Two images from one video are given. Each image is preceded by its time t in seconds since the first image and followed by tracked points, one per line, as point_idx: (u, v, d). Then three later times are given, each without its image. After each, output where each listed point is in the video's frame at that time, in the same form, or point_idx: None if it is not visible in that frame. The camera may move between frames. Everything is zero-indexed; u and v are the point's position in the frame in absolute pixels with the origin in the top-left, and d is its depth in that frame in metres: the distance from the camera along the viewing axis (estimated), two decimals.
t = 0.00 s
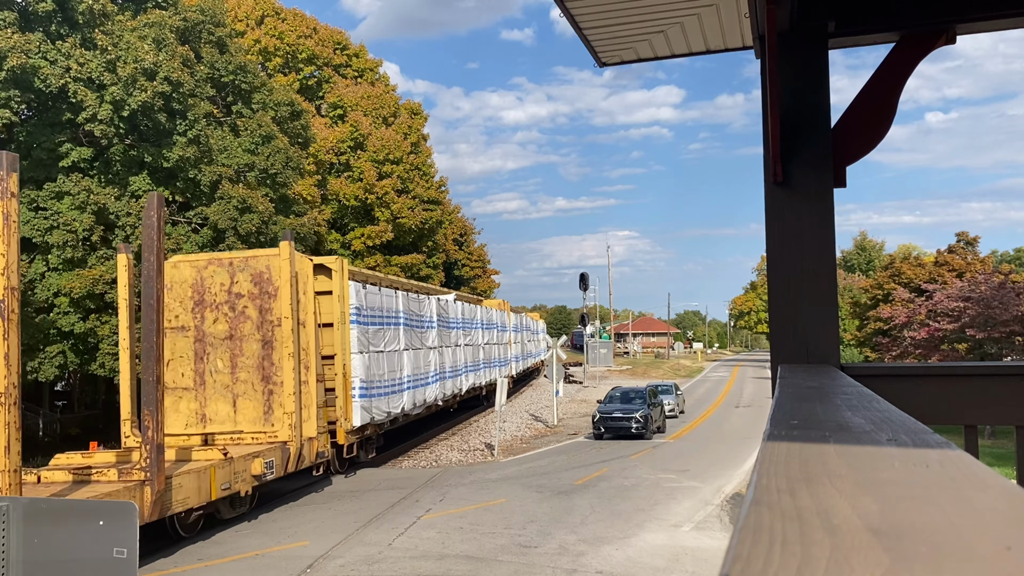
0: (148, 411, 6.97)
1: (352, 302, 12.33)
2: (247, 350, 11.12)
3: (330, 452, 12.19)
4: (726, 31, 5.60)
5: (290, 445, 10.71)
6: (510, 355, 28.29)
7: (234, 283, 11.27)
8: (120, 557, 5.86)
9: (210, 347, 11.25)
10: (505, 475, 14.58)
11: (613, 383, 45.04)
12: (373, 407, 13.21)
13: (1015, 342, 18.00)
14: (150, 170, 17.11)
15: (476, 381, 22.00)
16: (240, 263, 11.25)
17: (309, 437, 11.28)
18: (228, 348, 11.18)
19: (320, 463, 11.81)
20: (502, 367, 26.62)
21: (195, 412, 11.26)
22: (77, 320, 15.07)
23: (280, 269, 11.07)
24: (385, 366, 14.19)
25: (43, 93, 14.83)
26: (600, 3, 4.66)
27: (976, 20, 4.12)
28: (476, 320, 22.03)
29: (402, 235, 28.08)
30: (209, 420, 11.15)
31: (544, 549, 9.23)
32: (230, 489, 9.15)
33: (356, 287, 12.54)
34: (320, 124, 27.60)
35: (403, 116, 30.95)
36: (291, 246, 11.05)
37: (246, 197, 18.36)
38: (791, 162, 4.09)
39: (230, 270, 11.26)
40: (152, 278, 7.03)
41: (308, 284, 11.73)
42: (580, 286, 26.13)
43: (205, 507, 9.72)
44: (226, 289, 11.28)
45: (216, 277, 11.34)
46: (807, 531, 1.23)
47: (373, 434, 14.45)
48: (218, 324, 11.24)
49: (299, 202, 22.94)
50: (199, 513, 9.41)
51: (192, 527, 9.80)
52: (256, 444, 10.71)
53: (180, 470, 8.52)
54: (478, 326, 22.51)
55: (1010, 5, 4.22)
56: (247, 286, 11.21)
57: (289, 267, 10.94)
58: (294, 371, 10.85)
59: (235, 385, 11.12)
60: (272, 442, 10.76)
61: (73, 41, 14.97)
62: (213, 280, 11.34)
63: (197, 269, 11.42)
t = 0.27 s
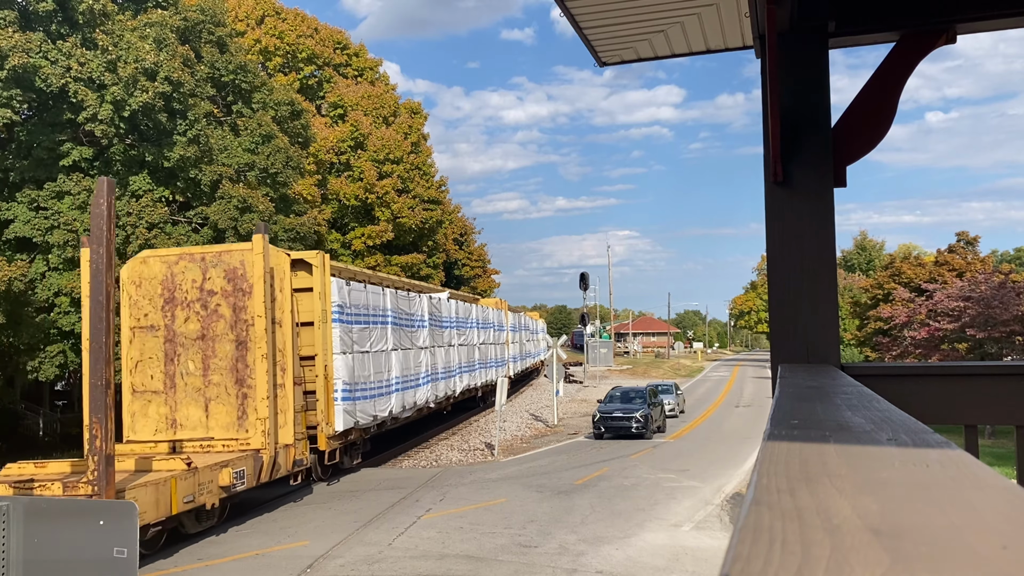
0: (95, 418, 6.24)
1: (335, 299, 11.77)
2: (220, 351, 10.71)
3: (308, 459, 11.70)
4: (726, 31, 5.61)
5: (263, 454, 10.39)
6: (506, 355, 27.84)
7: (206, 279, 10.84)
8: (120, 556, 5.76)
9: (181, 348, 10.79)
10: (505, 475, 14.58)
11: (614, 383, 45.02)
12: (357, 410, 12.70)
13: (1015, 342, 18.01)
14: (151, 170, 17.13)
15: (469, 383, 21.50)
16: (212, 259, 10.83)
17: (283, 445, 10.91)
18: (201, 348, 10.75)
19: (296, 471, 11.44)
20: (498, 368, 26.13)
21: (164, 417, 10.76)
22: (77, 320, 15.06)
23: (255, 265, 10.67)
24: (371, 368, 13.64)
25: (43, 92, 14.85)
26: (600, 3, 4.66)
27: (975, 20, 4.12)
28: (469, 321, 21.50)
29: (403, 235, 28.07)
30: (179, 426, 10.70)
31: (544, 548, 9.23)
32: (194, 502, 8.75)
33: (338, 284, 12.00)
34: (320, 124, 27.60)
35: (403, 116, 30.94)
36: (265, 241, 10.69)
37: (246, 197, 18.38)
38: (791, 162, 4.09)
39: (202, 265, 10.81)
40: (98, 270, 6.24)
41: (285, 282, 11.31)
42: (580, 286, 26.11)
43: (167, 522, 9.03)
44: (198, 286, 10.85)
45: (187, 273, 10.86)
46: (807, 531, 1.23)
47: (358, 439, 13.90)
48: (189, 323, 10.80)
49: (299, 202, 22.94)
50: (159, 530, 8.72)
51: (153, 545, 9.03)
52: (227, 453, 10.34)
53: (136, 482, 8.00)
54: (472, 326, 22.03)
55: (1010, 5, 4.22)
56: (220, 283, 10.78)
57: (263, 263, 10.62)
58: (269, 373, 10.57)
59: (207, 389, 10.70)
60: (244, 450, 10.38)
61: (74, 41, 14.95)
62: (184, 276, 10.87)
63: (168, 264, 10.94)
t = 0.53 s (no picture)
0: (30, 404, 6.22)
1: (313, 296, 11.22)
2: (189, 352, 10.15)
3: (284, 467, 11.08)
4: (726, 31, 5.61)
5: (232, 463, 9.72)
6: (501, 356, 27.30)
7: (174, 275, 10.26)
8: (121, 557, 5.89)
9: (148, 349, 10.24)
10: (505, 475, 14.57)
11: (614, 383, 45.02)
12: (340, 415, 12.10)
13: (1015, 342, 18.02)
14: (151, 169, 17.12)
15: (465, 384, 20.93)
16: (181, 254, 10.28)
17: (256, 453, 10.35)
18: (169, 350, 10.19)
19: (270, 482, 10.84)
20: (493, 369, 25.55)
21: (130, 422, 10.23)
22: (76, 320, 15.04)
23: (224, 259, 10.10)
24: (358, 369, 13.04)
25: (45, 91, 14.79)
26: (600, 3, 4.65)
27: (975, 20, 4.12)
28: (465, 321, 20.89)
29: (403, 235, 28.08)
30: (146, 432, 10.16)
31: (544, 548, 9.23)
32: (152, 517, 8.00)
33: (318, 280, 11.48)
34: (320, 124, 27.61)
35: (404, 116, 30.92)
36: (235, 233, 10.15)
37: (247, 198, 18.53)
38: (792, 162, 4.09)
39: (170, 261, 10.25)
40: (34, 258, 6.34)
41: (258, 278, 10.80)
42: (580, 286, 26.11)
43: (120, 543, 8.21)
44: (166, 283, 10.26)
45: (154, 269, 10.27)
46: (806, 531, 1.23)
47: (343, 444, 13.28)
48: (156, 322, 10.25)
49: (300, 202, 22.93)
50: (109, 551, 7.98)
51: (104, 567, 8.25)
52: (193, 462, 9.69)
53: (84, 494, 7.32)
54: (467, 326, 21.48)
55: (1009, 5, 4.22)
56: (189, 279, 10.21)
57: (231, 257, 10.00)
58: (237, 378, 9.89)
59: (175, 393, 10.14)
60: (211, 458, 9.76)
61: (75, 41, 14.96)
62: (151, 273, 10.28)
63: (134, 259, 10.36)
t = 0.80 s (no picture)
0: None
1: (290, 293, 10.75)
2: (153, 354, 9.21)
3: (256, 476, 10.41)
4: (727, 30, 5.61)
5: (196, 474, 8.85)
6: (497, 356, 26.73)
7: (137, 271, 9.32)
8: (121, 556, 5.71)
9: (109, 351, 9.34)
10: (505, 475, 14.57)
11: (614, 382, 45.07)
12: (319, 418, 11.61)
13: (1015, 342, 18.02)
14: (151, 169, 17.11)
15: (457, 386, 20.36)
16: (145, 247, 9.30)
17: (224, 463, 9.57)
18: (131, 351, 9.26)
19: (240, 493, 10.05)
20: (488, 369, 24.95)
21: (90, 429, 9.35)
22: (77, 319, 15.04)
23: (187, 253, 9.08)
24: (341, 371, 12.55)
25: (46, 91, 14.76)
26: (600, 3, 4.65)
27: (975, 20, 4.13)
28: (457, 321, 20.34)
29: (403, 235, 28.09)
30: (107, 440, 9.27)
31: (544, 548, 9.23)
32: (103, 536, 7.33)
33: (296, 276, 11.03)
34: (320, 124, 27.62)
35: (404, 116, 30.90)
36: (200, 225, 9.12)
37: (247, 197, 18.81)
38: (792, 162, 4.09)
39: (133, 255, 9.31)
40: None
41: (227, 274, 9.99)
42: (580, 285, 26.09)
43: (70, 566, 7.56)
44: (129, 279, 9.34)
45: (116, 264, 9.37)
46: (806, 531, 1.23)
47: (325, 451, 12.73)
48: (118, 322, 9.34)
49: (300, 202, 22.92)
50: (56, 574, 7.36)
51: None
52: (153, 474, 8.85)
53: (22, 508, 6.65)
54: (460, 325, 20.89)
55: (1009, 5, 4.23)
56: (153, 275, 9.27)
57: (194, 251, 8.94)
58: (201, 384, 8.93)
59: (138, 398, 9.22)
60: (173, 470, 8.91)
61: (75, 41, 14.96)
62: (113, 267, 9.38)
63: (95, 254, 9.48)
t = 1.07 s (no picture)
0: None
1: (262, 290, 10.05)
2: (111, 357, 8.31)
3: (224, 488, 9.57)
4: (726, 31, 5.61)
5: (151, 488, 7.96)
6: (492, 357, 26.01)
7: (94, 265, 8.42)
8: (120, 556, 5.68)
9: (63, 353, 8.40)
10: (505, 475, 14.56)
11: (613, 382, 45.07)
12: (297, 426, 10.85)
13: (1015, 342, 18.02)
14: (151, 169, 17.11)
15: (450, 388, 19.62)
16: (102, 240, 8.43)
17: (185, 475, 8.69)
18: (88, 353, 8.35)
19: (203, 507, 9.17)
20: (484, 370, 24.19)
21: (40, 439, 8.29)
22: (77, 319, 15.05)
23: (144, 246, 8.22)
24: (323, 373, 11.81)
25: (45, 93, 14.75)
26: (599, 4, 4.65)
27: (975, 20, 4.13)
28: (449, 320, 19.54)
29: (403, 235, 28.08)
30: (57, 452, 8.26)
31: (544, 548, 9.23)
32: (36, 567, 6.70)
33: (269, 271, 10.29)
34: (320, 125, 27.63)
35: (404, 116, 30.88)
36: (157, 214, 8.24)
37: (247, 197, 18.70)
38: (792, 162, 4.09)
39: (90, 249, 8.40)
40: None
41: (190, 270, 9.02)
42: (580, 286, 26.07)
43: None
44: (85, 274, 8.44)
45: (72, 259, 8.46)
46: (806, 532, 1.23)
47: (304, 460, 11.92)
48: (74, 321, 8.43)
49: (300, 202, 22.90)
50: None
51: None
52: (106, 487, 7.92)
53: None
54: (453, 325, 20.16)
55: (1009, 5, 4.23)
56: (111, 271, 8.37)
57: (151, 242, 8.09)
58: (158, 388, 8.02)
59: (94, 404, 8.27)
60: (127, 484, 7.96)
61: (75, 41, 14.93)
62: (68, 261, 8.47)
63: (48, 247, 8.54)
